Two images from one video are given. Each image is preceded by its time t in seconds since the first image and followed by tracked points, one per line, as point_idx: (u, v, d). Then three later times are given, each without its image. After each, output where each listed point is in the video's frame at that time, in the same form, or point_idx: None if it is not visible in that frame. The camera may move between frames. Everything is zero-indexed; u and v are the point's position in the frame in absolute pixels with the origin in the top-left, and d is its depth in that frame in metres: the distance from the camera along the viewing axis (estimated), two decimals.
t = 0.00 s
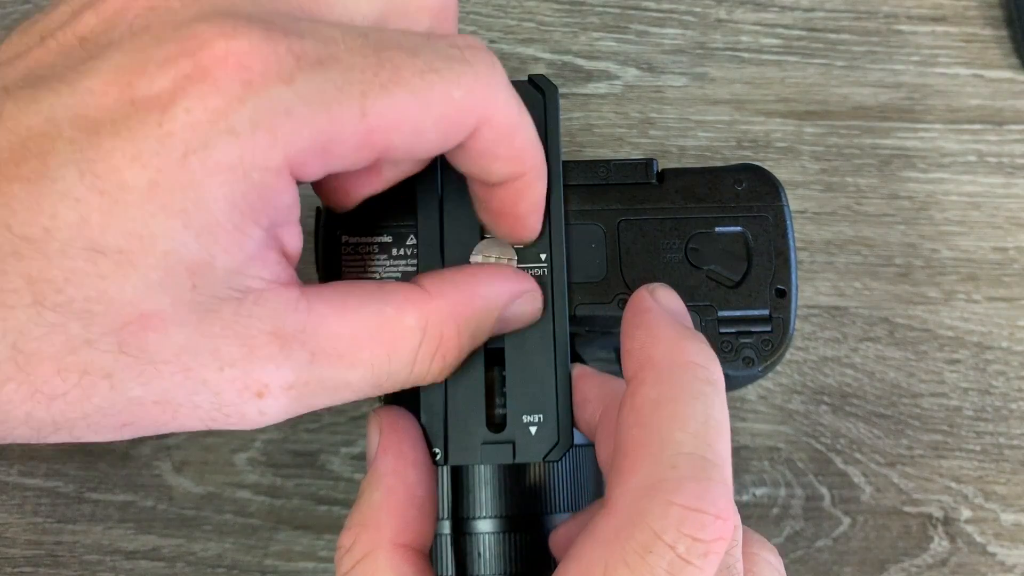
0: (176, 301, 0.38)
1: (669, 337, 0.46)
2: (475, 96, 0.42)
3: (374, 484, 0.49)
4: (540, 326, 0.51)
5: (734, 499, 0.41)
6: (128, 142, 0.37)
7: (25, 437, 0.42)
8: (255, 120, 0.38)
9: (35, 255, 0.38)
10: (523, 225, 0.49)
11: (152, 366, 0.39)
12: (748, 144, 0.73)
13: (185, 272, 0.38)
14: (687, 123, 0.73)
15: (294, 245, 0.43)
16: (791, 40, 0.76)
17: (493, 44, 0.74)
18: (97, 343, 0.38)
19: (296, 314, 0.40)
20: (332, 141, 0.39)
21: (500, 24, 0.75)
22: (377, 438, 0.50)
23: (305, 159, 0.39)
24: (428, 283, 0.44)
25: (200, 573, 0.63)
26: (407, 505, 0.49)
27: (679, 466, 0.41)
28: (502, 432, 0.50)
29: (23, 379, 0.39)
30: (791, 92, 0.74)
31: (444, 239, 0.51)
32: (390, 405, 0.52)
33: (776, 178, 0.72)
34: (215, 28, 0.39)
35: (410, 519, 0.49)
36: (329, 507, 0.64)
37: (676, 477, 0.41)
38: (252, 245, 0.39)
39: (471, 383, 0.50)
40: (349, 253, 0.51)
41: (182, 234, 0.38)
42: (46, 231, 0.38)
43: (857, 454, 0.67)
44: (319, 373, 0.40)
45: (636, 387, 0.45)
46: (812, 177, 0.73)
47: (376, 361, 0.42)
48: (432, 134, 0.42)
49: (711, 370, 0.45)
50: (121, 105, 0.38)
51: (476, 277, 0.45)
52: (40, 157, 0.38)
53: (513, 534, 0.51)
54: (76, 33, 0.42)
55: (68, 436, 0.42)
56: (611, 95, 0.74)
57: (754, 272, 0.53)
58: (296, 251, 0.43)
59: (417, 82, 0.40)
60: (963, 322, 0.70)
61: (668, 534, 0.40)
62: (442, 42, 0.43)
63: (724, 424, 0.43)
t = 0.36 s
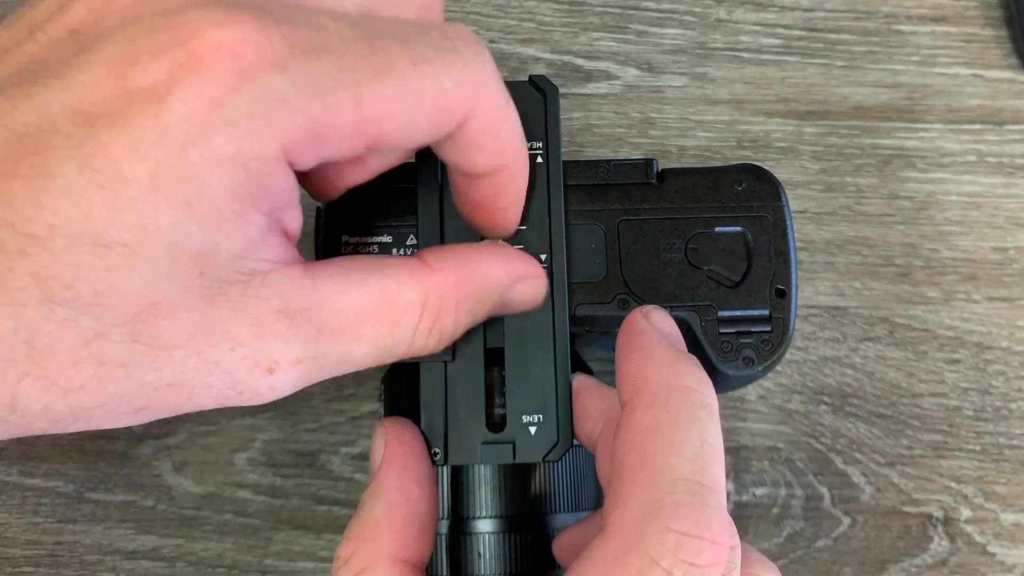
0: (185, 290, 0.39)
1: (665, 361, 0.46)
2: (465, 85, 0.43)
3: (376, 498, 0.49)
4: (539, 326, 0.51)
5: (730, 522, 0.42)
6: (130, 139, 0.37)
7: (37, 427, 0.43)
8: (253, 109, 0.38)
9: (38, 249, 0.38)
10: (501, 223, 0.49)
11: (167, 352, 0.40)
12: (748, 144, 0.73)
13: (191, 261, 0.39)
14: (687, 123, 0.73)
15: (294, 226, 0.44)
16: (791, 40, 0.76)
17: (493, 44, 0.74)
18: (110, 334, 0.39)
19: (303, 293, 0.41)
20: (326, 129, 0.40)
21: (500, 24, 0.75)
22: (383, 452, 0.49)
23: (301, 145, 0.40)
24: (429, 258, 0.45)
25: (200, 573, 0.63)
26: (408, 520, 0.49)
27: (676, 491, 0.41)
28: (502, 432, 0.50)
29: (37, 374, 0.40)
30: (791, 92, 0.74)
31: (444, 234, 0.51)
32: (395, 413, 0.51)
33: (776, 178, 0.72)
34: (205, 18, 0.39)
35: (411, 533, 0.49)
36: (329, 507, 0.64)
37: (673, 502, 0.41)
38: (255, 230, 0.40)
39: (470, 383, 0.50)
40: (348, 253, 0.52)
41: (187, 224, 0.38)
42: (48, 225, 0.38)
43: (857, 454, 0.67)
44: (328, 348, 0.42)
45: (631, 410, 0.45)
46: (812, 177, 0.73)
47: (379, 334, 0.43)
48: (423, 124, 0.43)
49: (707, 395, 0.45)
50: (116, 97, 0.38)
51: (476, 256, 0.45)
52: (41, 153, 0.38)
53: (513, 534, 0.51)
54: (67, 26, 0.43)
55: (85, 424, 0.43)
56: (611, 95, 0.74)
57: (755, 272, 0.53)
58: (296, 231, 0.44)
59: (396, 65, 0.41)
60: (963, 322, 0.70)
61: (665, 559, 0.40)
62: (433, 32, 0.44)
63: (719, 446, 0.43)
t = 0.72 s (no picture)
0: (188, 294, 0.37)
1: (664, 370, 0.46)
2: (491, 144, 0.41)
3: (378, 505, 0.48)
4: (539, 326, 0.51)
5: (729, 531, 0.41)
6: (171, 117, 0.36)
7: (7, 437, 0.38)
8: (271, 115, 0.37)
9: (41, 232, 0.36)
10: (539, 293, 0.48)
11: (159, 359, 0.37)
12: (748, 144, 0.73)
13: (196, 266, 0.36)
14: (687, 123, 0.73)
15: (307, 251, 0.41)
16: (791, 40, 0.76)
17: (493, 44, 0.74)
18: (103, 329, 0.36)
19: (307, 313, 0.39)
20: (343, 152, 0.38)
21: (500, 23, 0.75)
22: (384, 459, 0.49)
23: (316, 161, 0.38)
24: (426, 286, 0.43)
25: (200, 573, 0.63)
26: (409, 528, 0.48)
27: (676, 501, 0.41)
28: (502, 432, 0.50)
29: (18, 362, 0.36)
30: (791, 92, 0.74)
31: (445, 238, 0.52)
32: (398, 420, 0.51)
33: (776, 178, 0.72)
34: (240, 27, 0.38)
35: (412, 541, 0.48)
36: (329, 507, 0.64)
37: (673, 512, 0.41)
38: (263, 243, 0.38)
39: (469, 383, 0.50)
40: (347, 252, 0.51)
41: (196, 227, 0.36)
42: (56, 210, 0.36)
43: (858, 454, 0.67)
44: (329, 371, 0.39)
45: (630, 422, 0.45)
46: (812, 177, 0.73)
47: (383, 359, 0.40)
48: (442, 171, 0.41)
49: (706, 404, 0.45)
50: (142, 91, 0.37)
51: (459, 275, 0.45)
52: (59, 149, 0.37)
53: (513, 533, 0.51)
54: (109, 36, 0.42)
55: (65, 433, 0.38)
56: (611, 95, 0.74)
57: (754, 272, 0.53)
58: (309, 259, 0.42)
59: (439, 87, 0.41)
60: (963, 322, 0.70)
61: (666, 568, 0.40)
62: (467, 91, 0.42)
63: (718, 456, 0.43)
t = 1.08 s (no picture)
0: (166, 143, 0.45)
1: (673, 389, 0.49)
2: None
3: (374, 516, 0.51)
4: (541, 325, 0.51)
5: (738, 542, 0.45)
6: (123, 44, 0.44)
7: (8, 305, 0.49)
8: None
9: (19, 100, 0.44)
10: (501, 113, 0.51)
11: (158, 206, 0.46)
12: (748, 144, 0.73)
13: (169, 114, 0.45)
14: (687, 123, 0.73)
15: (274, 95, 0.50)
16: (791, 40, 0.76)
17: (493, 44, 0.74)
18: (94, 188, 0.45)
19: (284, 156, 0.46)
20: None
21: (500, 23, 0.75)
22: (378, 469, 0.52)
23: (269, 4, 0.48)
24: (416, 138, 0.49)
25: (200, 573, 0.63)
26: (405, 537, 0.51)
27: (688, 514, 0.45)
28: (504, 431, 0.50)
29: (25, 227, 0.46)
30: (791, 92, 0.74)
31: (448, 240, 0.52)
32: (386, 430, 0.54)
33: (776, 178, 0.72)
34: None
35: (409, 550, 0.51)
36: (330, 507, 0.64)
37: (685, 525, 0.44)
38: (229, 88, 0.46)
39: (472, 382, 0.50)
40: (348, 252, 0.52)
41: (165, 79, 0.45)
42: (27, 80, 0.44)
43: (858, 454, 0.67)
44: (308, 216, 0.47)
45: (642, 438, 0.48)
46: (812, 177, 0.73)
47: (363, 209, 0.47)
48: None
49: (714, 420, 0.48)
50: None
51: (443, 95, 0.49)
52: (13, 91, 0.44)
53: (513, 534, 0.51)
54: None
55: (75, 290, 0.49)
56: (611, 95, 0.74)
57: (755, 273, 0.53)
58: (276, 102, 0.51)
59: None
60: (963, 322, 0.70)
61: None
62: None
63: (726, 470, 0.47)
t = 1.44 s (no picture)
0: (177, 119, 0.45)
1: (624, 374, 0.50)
2: None
3: (365, 482, 0.49)
4: (541, 325, 0.51)
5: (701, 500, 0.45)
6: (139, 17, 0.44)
7: (20, 283, 0.50)
8: None
9: (33, 71, 0.45)
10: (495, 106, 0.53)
11: (170, 182, 0.45)
12: (748, 144, 0.73)
13: (182, 90, 0.45)
14: (687, 123, 0.73)
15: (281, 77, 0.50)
16: (791, 40, 0.76)
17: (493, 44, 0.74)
18: (107, 161, 0.45)
19: (292, 136, 0.46)
20: None
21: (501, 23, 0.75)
22: (369, 437, 0.50)
23: None
24: (419, 116, 0.48)
25: (200, 573, 0.63)
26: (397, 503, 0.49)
27: (654, 470, 0.45)
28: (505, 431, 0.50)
29: (40, 201, 0.46)
30: (791, 93, 0.74)
31: (447, 239, 0.52)
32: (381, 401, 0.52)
33: (776, 178, 0.72)
34: None
35: (400, 517, 0.49)
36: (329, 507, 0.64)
37: (654, 479, 0.45)
38: (241, 64, 0.47)
39: (473, 382, 0.50)
40: (349, 252, 0.52)
41: (177, 51, 0.45)
42: (42, 53, 0.45)
43: (857, 454, 0.67)
44: (317, 193, 0.46)
45: (602, 418, 0.49)
46: (812, 177, 0.73)
47: (369, 184, 0.46)
48: None
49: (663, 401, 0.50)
50: None
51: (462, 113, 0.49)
52: (30, 66, 0.45)
53: (513, 533, 0.51)
54: None
55: (86, 268, 0.49)
56: (611, 95, 0.74)
57: (754, 272, 0.53)
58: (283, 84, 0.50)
59: None
60: (962, 322, 0.70)
61: (653, 528, 0.43)
62: None
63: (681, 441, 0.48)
